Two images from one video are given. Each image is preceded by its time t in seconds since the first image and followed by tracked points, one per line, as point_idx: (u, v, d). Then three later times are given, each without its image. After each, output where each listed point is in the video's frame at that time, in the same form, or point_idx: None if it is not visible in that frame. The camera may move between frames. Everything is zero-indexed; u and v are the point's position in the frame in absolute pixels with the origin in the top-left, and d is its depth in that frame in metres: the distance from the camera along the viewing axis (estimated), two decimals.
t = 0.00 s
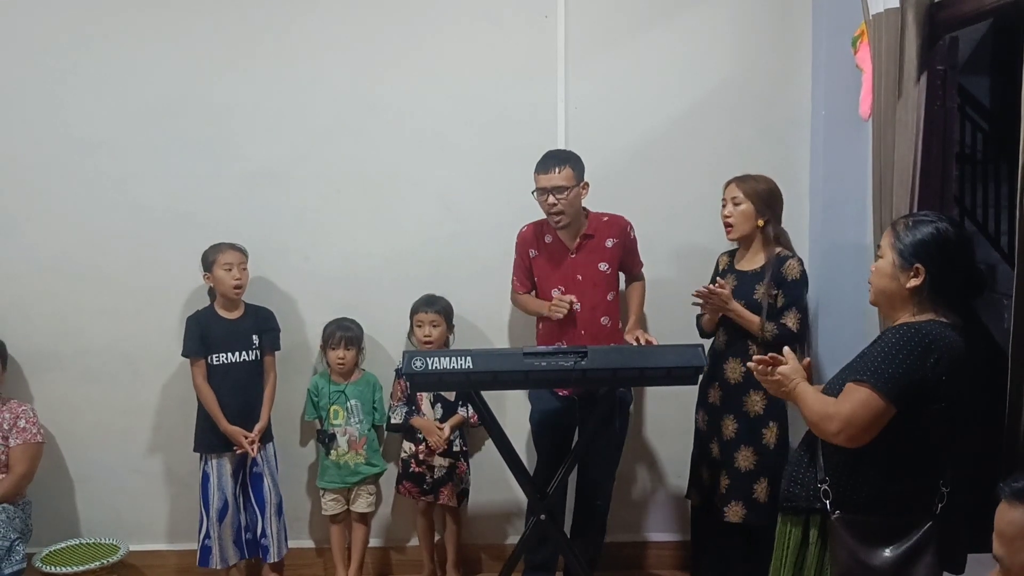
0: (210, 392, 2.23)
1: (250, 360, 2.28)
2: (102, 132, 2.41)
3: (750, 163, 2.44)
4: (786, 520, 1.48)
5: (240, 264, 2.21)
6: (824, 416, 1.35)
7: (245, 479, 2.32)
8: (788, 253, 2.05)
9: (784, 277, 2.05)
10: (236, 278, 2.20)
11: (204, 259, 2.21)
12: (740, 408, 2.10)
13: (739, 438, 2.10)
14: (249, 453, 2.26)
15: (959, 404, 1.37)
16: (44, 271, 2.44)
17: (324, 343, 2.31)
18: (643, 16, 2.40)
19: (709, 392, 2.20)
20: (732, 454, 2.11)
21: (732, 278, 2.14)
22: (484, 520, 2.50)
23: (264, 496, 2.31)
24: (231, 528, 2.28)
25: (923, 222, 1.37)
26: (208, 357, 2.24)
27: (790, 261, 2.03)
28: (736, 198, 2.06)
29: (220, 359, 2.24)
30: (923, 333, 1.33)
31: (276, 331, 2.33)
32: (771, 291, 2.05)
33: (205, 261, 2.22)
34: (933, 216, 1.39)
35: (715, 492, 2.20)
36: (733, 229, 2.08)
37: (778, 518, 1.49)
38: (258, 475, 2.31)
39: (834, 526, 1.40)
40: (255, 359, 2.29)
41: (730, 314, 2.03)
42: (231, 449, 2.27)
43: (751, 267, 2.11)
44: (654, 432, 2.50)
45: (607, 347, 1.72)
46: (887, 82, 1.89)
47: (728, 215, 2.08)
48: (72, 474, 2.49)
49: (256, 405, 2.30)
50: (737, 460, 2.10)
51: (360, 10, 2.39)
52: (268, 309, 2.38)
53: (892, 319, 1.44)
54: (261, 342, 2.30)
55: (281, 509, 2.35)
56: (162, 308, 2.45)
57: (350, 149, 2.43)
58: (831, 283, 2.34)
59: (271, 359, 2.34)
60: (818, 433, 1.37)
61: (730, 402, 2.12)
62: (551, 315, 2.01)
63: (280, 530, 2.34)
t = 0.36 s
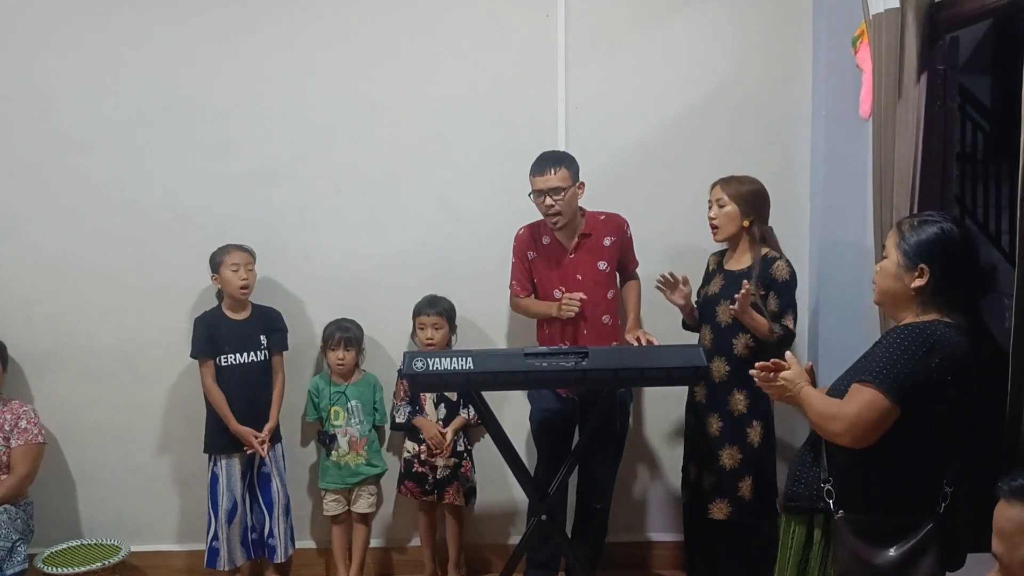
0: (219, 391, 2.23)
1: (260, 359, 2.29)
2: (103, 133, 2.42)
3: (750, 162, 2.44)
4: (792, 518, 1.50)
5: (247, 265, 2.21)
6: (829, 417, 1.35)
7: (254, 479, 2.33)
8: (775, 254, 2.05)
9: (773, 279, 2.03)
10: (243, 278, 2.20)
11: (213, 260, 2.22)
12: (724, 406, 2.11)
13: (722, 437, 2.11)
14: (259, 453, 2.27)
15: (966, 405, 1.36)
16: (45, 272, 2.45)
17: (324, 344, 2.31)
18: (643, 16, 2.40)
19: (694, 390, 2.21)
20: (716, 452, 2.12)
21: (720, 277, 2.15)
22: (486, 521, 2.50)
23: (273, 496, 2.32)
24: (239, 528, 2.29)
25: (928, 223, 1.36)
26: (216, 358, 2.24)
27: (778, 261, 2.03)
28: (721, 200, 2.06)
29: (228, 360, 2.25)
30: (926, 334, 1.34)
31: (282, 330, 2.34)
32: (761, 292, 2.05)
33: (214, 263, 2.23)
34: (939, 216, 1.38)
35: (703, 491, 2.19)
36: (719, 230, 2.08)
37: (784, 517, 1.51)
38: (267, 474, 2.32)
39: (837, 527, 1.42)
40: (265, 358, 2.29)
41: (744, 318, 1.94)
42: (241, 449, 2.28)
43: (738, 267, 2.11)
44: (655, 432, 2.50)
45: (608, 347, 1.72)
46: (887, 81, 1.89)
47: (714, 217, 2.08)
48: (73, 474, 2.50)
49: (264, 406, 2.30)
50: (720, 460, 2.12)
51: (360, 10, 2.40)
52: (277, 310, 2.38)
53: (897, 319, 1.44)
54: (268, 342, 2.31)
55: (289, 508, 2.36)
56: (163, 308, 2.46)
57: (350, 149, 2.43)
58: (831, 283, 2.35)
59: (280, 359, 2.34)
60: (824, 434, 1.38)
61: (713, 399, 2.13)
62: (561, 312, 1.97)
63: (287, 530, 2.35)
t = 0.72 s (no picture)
0: (227, 391, 2.24)
1: (267, 359, 2.29)
2: (104, 133, 2.42)
3: (750, 162, 2.44)
4: (798, 516, 1.50)
5: (254, 266, 2.22)
6: (849, 418, 1.34)
7: (260, 480, 2.33)
8: (767, 254, 2.08)
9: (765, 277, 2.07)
10: (249, 280, 2.20)
11: (223, 261, 2.24)
12: (721, 406, 2.11)
13: (718, 437, 2.11)
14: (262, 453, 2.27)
15: (971, 402, 1.37)
16: (46, 272, 2.45)
17: (325, 345, 2.32)
18: (643, 16, 2.40)
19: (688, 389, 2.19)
20: (712, 452, 2.13)
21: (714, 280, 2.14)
22: (488, 520, 2.50)
23: (280, 496, 2.32)
24: (244, 528, 2.29)
25: (931, 221, 1.37)
26: (225, 355, 2.26)
27: (771, 260, 2.06)
28: (714, 204, 2.06)
29: (236, 358, 2.26)
30: (937, 332, 1.34)
31: (294, 330, 2.33)
32: (753, 291, 2.07)
33: (223, 263, 2.24)
34: (940, 215, 1.39)
35: (696, 491, 2.19)
36: (712, 233, 2.09)
37: (791, 516, 1.51)
38: (274, 475, 2.32)
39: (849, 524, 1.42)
40: (274, 358, 2.29)
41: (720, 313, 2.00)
42: (246, 448, 2.28)
43: (732, 268, 2.11)
44: (655, 432, 2.50)
45: (610, 347, 1.72)
46: (886, 81, 1.89)
47: (707, 221, 2.09)
48: (75, 474, 2.50)
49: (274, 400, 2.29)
50: (716, 459, 2.13)
51: (360, 11, 2.40)
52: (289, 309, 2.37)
53: (900, 317, 1.44)
54: (279, 341, 2.31)
55: (296, 509, 2.35)
56: (164, 308, 2.46)
57: (350, 149, 2.43)
58: (830, 281, 2.35)
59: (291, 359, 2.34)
60: (840, 434, 1.37)
61: (709, 400, 2.13)
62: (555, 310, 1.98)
63: (295, 531, 2.34)
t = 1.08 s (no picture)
0: (230, 391, 2.26)
1: (269, 360, 2.28)
2: (105, 134, 2.42)
3: (751, 162, 2.45)
4: (810, 517, 1.49)
5: (259, 267, 2.23)
6: (866, 416, 1.34)
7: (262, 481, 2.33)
8: (762, 250, 2.12)
9: (764, 272, 2.11)
10: (253, 281, 2.21)
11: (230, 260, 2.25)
12: (734, 405, 2.11)
13: (731, 435, 2.11)
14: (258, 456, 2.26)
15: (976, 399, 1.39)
16: (48, 272, 2.45)
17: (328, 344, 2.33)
18: (643, 16, 2.41)
19: (695, 390, 2.16)
20: (727, 452, 2.12)
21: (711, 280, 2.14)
22: (490, 520, 2.51)
23: (280, 497, 2.32)
24: (244, 527, 2.30)
25: (931, 219, 1.39)
26: (228, 355, 2.26)
27: (768, 256, 2.11)
28: (710, 202, 2.07)
29: (239, 359, 2.26)
30: (948, 329, 1.35)
31: (298, 333, 2.32)
32: (755, 288, 2.10)
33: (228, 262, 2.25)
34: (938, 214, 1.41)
35: (701, 491, 2.19)
36: (710, 233, 2.09)
37: (801, 516, 1.51)
38: (276, 477, 2.33)
39: (868, 524, 1.40)
40: (275, 360, 2.29)
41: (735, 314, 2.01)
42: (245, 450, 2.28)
43: (730, 267, 2.12)
44: (656, 432, 2.50)
45: (613, 347, 1.73)
46: (886, 81, 1.89)
47: (704, 220, 2.08)
48: (77, 475, 2.50)
49: (275, 401, 2.29)
50: (730, 455, 2.12)
51: (361, 12, 2.40)
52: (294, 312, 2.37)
53: (901, 316, 1.45)
54: (283, 343, 2.30)
55: (295, 513, 2.35)
56: (166, 309, 2.46)
57: (351, 150, 2.43)
58: (832, 280, 2.35)
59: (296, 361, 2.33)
60: (857, 434, 1.36)
61: (722, 399, 2.12)
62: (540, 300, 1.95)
63: (296, 535, 2.34)
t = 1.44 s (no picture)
0: (225, 391, 2.26)
1: (264, 360, 2.28)
2: (106, 135, 2.42)
3: (753, 161, 2.44)
4: (819, 519, 1.50)
5: (257, 266, 2.22)
6: (886, 418, 1.33)
7: (257, 482, 2.32)
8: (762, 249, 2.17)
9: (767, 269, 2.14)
10: (251, 279, 2.21)
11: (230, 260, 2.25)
12: (745, 403, 2.11)
13: (744, 434, 2.11)
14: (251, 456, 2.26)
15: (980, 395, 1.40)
16: (49, 272, 2.45)
17: (331, 344, 2.33)
18: (644, 15, 2.41)
19: (704, 392, 2.14)
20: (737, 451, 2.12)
21: (712, 281, 2.13)
22: (493, 519, 2.51)
23: (274, 498, 2.32)
24: (240, 527, 2.31)
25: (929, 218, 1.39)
26: (224, 355, 2.27)
27: (770, 254, 2.15)
28: (728, 201, 2.09)
29: (235, 359, 2.27)
30: (955, 326, 1.35)
31: (294, 333, 2.31)
32: (760, 285, 2.13)
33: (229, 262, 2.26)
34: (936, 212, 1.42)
35: (701, 491, 2.19)
36: (725, 232, 2.09)
37: (810, 518, 1.51)
38: (270, 478, 2.32)
39: (881, 523, 1.41)
40: (271, 361, 2.28)
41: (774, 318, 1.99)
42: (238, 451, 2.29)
43: (734, 267, 2.13)
44: (658, 431, 2.50)
45: (617, 347, 1.73)
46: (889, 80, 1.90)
47: (721, 219, 2.08)
48: (79, 475, 2.50)
49: (270, 402, 2.28)
50: (742, 454, 2.12)
51: (361, 11, 2.40)
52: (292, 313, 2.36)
53: (903, 316, 1.45)
54: (278, 344, 2.29)
55: (292, 514, 2.34)
56: (168, 309, 2.46)
57: (352, 149, 2.43)
58: (836, 280, 2.35)
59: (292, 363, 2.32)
60: (874, 436, 1.35)
61: (734, 398, 2.11)
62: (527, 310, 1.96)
63: (292, 535, 2.34)
